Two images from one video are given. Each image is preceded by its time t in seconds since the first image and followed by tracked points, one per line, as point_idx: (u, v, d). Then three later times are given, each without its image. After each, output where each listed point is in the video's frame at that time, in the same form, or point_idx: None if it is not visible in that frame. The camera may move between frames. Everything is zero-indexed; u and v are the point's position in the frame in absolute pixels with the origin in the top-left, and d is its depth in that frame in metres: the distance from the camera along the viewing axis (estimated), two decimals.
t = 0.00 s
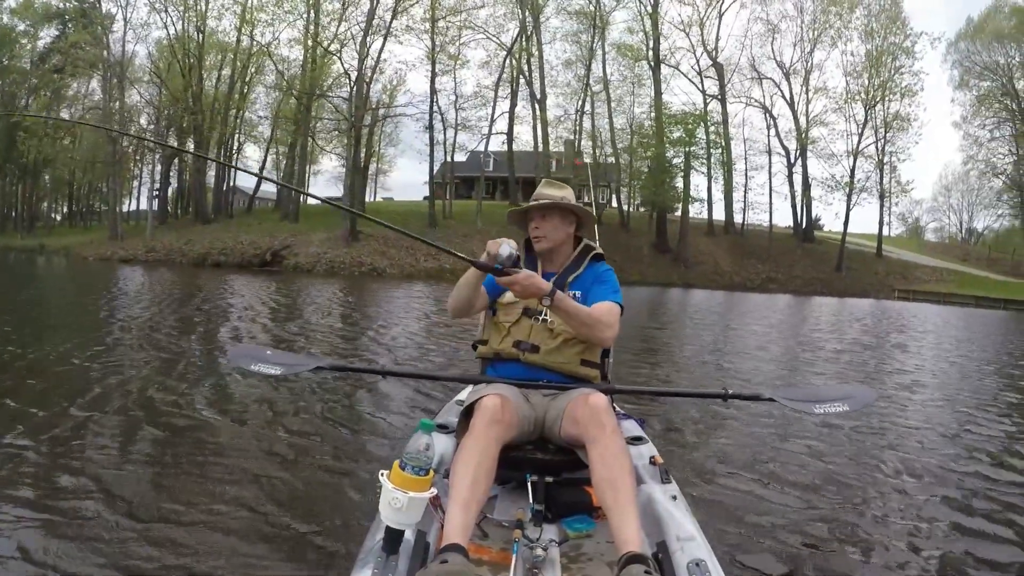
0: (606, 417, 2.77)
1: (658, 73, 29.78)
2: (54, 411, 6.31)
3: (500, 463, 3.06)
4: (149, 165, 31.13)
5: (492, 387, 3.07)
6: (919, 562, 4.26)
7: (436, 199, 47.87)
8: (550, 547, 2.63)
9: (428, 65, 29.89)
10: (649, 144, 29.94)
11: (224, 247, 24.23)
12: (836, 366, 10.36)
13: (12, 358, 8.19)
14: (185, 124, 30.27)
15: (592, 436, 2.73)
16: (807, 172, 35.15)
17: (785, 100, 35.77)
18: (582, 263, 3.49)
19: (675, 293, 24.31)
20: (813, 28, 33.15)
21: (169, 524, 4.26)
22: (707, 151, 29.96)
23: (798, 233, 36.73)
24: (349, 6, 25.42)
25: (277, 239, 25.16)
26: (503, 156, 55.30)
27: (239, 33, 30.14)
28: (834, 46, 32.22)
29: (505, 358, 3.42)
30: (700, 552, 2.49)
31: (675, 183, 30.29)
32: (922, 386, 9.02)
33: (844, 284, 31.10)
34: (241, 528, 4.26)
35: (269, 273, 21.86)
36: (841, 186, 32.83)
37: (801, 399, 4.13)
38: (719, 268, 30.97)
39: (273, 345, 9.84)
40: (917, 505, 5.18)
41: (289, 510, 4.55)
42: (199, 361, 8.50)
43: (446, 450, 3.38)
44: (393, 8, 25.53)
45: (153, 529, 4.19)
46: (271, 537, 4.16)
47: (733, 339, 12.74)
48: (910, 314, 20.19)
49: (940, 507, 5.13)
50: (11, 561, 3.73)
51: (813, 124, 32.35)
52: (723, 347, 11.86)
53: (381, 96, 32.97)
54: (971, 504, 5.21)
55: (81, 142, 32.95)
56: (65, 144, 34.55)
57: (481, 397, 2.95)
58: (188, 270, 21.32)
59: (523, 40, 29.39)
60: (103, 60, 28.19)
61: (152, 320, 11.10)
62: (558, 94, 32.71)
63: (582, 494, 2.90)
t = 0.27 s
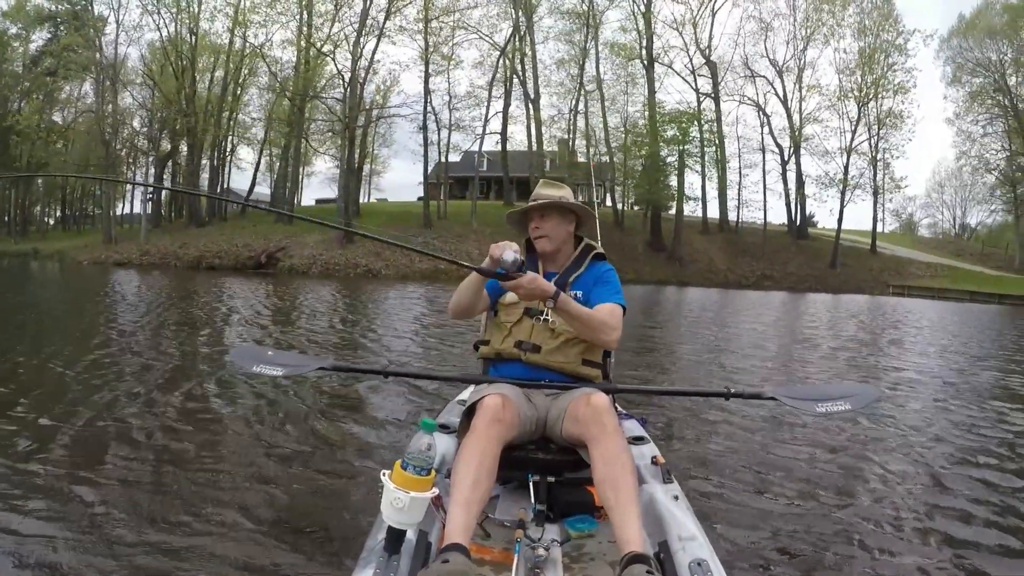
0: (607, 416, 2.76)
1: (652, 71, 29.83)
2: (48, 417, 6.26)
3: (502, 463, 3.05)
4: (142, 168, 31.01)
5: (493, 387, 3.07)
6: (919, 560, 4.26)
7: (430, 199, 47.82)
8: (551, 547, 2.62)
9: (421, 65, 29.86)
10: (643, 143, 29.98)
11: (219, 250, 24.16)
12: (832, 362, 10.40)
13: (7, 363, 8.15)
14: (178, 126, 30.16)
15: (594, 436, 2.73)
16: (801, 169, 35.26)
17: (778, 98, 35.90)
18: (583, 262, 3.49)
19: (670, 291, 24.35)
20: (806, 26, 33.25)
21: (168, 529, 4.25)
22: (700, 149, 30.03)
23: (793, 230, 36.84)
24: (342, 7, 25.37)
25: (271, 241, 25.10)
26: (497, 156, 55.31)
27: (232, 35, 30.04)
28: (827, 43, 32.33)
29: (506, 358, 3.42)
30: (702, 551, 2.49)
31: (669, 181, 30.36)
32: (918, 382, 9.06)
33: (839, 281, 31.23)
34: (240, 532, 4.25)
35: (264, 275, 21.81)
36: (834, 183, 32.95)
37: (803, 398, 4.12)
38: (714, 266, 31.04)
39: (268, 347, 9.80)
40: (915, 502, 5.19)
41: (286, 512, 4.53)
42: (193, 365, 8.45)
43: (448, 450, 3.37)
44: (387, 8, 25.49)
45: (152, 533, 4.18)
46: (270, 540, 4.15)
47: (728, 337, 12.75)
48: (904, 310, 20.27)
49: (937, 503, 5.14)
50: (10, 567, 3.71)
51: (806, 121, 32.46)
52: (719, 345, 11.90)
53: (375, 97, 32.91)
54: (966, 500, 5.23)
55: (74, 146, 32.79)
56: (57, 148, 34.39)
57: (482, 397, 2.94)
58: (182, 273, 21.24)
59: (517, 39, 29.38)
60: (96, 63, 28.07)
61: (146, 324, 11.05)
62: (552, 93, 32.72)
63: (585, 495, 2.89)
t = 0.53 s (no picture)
0: (608, 416, 2.76)
1: (644, 70, 29.88)
2: (43, 422, 6.23)
3: (503, 463, 3.05)
4: (135, 171, 30.88)
5: (494, 386, 3.06)
6: (916, 554, 4.28)
7: (424, 200, 47.77)
8: (553, 547, 2.61)
9: (414, 66, 29.82)
10: (637, 141, 30.03)
11: (213, 253, 24.08)
12: (827, 359, 10.43)
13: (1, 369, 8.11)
14: (170, 129, 30.05)
15: (595, 436, 2.73)
16: (793, 166, 35.39)
17: (771, 96, 36.02)
18: (584, 263, 3.48)
19: (665, 290, 24.41)
20: (798, 23, 33.37)
21: (166, 536, 4.23)
22: (693, 148, 30.12)
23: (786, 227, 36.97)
24: (334, 8, 25.31)
25: (265, 244, 25.04)
26: (490, 156, 55.32)
27: (224, 37, 29.94)
28: (819, 41, 32.45)
29: (507, 358, 3.41)
30: (704, 551, 2.49)
31: (662, 179, 30.42)
32: (912, 377, 9.10)
33: (832, 277, 31.37)
34: (238, 538, 4.24)
35: (258, 278, 21.75)
36: (827, 180, 33.08)
37: (806, 402, 4.04)
38: (709, 264, 31.13)
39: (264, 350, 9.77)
40: (911, 496, 5.21)
41: (285, 517, 4.52)
42: (189, 369, 8.42)
43: (449, 450, 3.37)
44: (379, 9, 25.45)
45: (150, 540, 4.16)
46: (268, 545, 4.14)
47: (723, 335, 12.77)
48: (898, 306, 20.38)
49: (933, 498, 5.16)
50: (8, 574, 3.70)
51: (799, 119, 32.59)
52: (715, 342, 11.93)
53: (368, 98, 32.86)
54: (962, 494, 5.25)
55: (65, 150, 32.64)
56: (49, 152, 34.22)
57: (483, 396, 2.94)
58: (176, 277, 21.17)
59: (509, 39, 29.38)
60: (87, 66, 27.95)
61: (141, 328, 11.01)
62: (545, 93, 32.75)
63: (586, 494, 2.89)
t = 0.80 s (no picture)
0: (610, 415, 2.77)
1: (638, 70, 29.93)
2: (36, 423, 6.19)
3: (504, 463, 3.04)
4: (127, 170, 30.69)
5: (496, 386, 3.05)
6: (913, 554, 4.29)
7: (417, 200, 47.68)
8: (555, 547, 2.61)
9: (408, 66, 29.77)
10: (631, 141, 30.05)
11: (206, 253, 23.97)
12: (821, 358, 10.49)
13: None
14: (163, 128, 29.88)
15: (597, 436, 2.73)
16: (787, 166, 35.52)
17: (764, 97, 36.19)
18: (585, 263, 3.49)
19: (659, 290, 24.48)
20: (792, 24, 33.51)
21: (162, 535, 4.21)
22: (687, 148, 30.20)
23: (780, 227, 37.10)
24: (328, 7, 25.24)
25: (258, 244, 24.94)
26: (483, 156, 55.23)
27: (218, 36, 29.79)
28: (812, 41, 32.58)
29: (509, 358, 3.41)
30: (705, 551, 2.50)
31: (656, 179, 30.49)
32: (905, 377, 9.16)
33: (825, 277, 31.51)
34: (236, 537, 4.22)
35: (252, 278, 21.66)
36: (821, 180, 33.22)
37: (808, 401, 4.05)
38: (702, 264, 31.21)
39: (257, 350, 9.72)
40: (906, 496, 5.21)
41: (281, 517, 4.49)
42: (182, 370, 8.37)
43: (451, 450, 3.36)
44: (373, 8, 25.39)
45: (145, 540, 4.14)
46: (266, 544, 4.12)
47: (717, 335, 12.76)
48: (890, 305, 20.50)
49: (929, 497, 5.17)
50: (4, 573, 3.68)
51: (792, 119, 32.72)
52: (708, 342, 11.96)
53: (361, 98, 32.79)
54: (957, 494, 5.26)
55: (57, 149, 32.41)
56: (40, 151, 33.99)
57: (485, 396, 2.93)
58: (168, 277, 21.07)
59: (503, 39, 29.36)
60: (79, 65, 27.78)
61: (133, 328, 10.92)
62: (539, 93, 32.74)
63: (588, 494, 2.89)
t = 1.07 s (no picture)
0: (612, 415, 2.77)
1: (633, 71, 29.98)
2: (30, 420, 6.14)
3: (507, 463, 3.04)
4: (119, 167, 30.47)
5: (498, 385, 3.05)
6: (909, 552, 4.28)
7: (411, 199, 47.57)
8: (558, 547, 2.61)
9: (403, 64, 29.69)
10: (625, 142, 30.10)
11: (199, 250, 23.85)
12: (814, 359, 10.55)
13: None
14: (157, 125, 29.68)
15: (599, 436, 2.74)
16: (780, 169, 35.66)
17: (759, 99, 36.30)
18: (586, 263, 3.49)
19: (652, 291, 24.53)
20: (787, 27, 33.66)
21: (157, 534, 4.17)
22: (681, 149, 30.29)
23: (772, 229, 37.27)
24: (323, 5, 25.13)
25: (251, 241, 24.82)
26: (477, 155, 55.18)
27: (212, 32, 29.61)
28: (807, 44, 32.74)
29: (511, 360, 3.41)
30: (708, 550, 2.50)
31: (650, 180, 30.56)
32: (898, 378, 9.23)
33: (818, 279, 31.65)
34: (234, 534, 4.20)
35: (245, 275, 21.55)
36: (814, 183, 33.39)
37: (809, 412, 4.03)
38: (696, 265, 31.32)
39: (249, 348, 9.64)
40: (902, 496, 5.22)
41: (276, 516, 4.45)
42: (174, 368, 8.30)
43: (453, 450, 3.35)
44: (369, 6, 25.30)
45: (140, 537, 4.10)
46: (263, 542, 4.08)
47: (711, 336, 12.75)
48: (882, 308, 20.63)
49: (924, 497, 5.19)
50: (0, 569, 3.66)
51: (786, 122, 32.86)
52: (703, 343, 12.00)
53: (355, 96, 32.68)
54: (952, 494, 5.26)
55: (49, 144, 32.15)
56: (31, 146, 33.71)
57: (487, 395, 2.94)
58: (161, 274, 20.94)
59: (498, 38, 29.34)
60: (72, 60, 27.55)
61: (123, 326, 10.83)
62: (533, 93, 32.74)
63: (591, 495, 2.90)
